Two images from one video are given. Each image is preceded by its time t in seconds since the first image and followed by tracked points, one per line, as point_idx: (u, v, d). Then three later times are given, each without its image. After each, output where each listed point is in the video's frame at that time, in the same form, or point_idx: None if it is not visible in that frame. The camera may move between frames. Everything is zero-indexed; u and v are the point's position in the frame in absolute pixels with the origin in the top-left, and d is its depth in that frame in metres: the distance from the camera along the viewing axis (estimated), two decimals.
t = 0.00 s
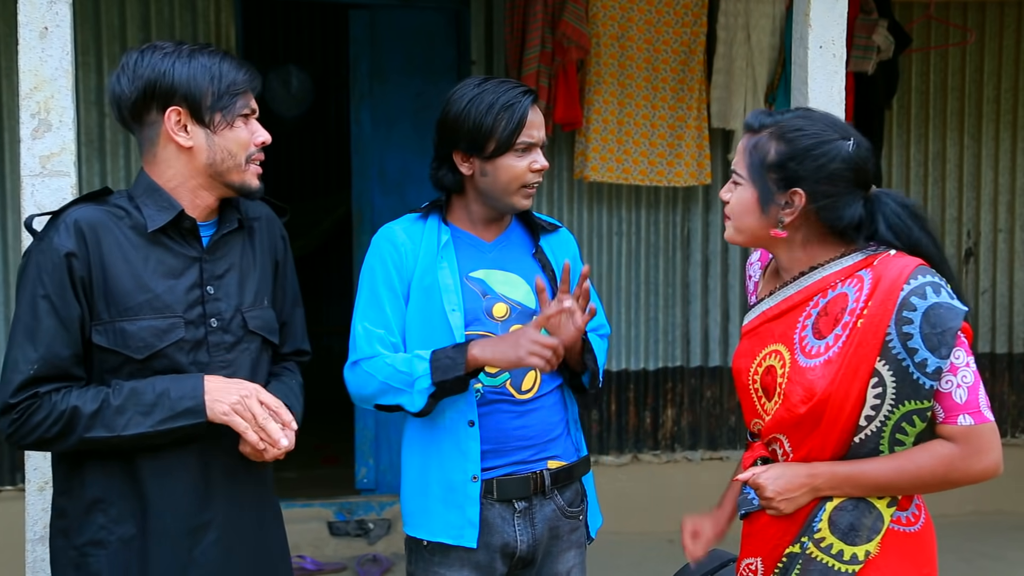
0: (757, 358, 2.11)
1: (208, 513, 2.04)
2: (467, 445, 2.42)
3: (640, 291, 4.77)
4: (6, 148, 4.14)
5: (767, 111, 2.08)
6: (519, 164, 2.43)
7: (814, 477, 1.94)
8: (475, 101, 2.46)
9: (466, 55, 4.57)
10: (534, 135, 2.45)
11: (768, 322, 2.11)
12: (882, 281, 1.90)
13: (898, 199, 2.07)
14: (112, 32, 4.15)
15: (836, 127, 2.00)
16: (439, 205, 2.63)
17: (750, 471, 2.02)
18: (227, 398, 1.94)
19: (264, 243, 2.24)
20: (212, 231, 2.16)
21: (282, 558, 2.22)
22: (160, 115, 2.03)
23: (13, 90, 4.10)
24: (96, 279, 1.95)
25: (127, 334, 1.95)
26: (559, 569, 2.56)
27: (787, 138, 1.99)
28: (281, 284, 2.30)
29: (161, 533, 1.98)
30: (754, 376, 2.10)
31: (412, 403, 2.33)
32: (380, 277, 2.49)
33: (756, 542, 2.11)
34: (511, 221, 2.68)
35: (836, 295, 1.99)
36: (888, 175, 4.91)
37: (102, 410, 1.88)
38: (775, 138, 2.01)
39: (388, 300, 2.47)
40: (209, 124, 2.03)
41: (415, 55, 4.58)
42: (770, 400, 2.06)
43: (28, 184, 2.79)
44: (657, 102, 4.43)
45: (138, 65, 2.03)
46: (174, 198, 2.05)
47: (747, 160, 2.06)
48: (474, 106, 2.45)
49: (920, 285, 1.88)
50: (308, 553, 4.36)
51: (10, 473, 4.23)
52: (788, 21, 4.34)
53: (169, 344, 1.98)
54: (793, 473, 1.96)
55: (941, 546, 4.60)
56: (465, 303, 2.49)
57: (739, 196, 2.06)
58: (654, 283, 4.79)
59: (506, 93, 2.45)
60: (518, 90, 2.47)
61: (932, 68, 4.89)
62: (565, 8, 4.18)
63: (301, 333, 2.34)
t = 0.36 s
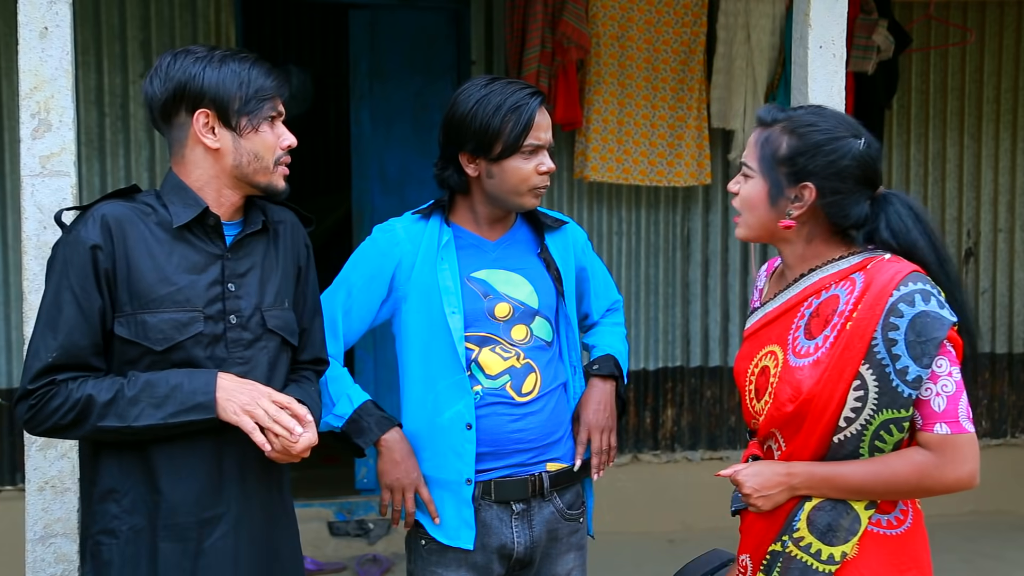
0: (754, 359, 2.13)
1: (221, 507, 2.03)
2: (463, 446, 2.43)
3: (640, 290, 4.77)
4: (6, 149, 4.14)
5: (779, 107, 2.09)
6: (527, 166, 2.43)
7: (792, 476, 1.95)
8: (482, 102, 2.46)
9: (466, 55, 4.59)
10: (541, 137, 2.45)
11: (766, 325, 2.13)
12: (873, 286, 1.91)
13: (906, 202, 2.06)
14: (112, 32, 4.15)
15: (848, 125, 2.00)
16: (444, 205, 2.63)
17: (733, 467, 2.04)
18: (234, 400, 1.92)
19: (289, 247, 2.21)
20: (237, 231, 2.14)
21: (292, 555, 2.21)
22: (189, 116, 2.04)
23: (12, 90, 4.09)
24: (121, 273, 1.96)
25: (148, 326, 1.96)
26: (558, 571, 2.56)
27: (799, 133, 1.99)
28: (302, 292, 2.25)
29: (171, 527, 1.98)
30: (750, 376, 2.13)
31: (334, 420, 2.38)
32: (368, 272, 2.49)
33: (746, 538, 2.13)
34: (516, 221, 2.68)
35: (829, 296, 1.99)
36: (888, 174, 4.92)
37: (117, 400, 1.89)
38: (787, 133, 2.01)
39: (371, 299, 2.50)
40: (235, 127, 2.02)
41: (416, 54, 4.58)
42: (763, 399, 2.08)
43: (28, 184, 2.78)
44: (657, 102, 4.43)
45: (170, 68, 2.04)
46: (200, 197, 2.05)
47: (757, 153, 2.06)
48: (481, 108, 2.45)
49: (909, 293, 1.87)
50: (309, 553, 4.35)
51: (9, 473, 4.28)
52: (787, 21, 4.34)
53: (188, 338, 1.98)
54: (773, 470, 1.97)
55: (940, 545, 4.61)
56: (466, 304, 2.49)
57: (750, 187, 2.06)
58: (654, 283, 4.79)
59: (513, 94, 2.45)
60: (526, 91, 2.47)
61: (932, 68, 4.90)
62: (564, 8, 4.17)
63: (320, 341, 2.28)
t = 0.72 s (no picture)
0: (763, 355, 2.12)
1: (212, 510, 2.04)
2: (449, 447, 2.44)
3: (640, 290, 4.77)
4: (6, 149, 4.14)
5: (807, 101, 2.09)
6: (525, 167, 2.44)
7: (801, 477, 1.95)
8: (482, 101, 2.46)
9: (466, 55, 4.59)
10: (541, 138, 2.44)
11: (775, 323, 2.12)
12: (888, 286, 1.90)
13: (926, 203, 2.07)
14: (112, 32, 4.15)
15: (875, 124, 2.01)
16: (442, 204, 2.62)
17: (740, 470, 2.03)
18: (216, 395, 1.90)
19: (276, 250, 2.21)
20: (228, 233, 2.14)
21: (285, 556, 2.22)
22: (180, 118, 2.04)
23: (12, 90, 4.10)
24: (110, 275, 1.96)
25: (139, 326, 1.96)
26: (555, 573, 2.55)
27: (829, 128, 2.00)
28: (290, 299, 2.26)
29: (163, 529, 1.98)
30: (759, 373, 2.12)
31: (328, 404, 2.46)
32: (361, 259, 2.50)
33: (750, 539, 2.14)
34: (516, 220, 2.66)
35: (843, 295, 1.99)
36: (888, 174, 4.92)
37: (94, 402, 1.88)
38: (817, 127, 2.01)
39: (360, 288, 2.51)
40: (223, 132, 2.02)
41: (415, 54, 4.58)
42: (771, 398, 2.07)
43: (28, 184, 2.79)
44: (657, 102, 4.43)
45: (168, 68, 2.05)
46: (191, 199, 2.06)
47: (787, 144, 2.05)
48: (481, 107, 2.46)
49: (926, 293, 1.88)
50: (309, 553, 4.35)
51: (10, 473, 4.25)
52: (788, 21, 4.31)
53: (180, 338, 1.99)
54: (782, 471, 1.97)
55: (940, 545, 4.61)
56: (461, 304, 2.49)
57: (774, 180, 2.06)
58: (654, 282, 4.79)
59: (514, 93, 2.45)
60: (527, 91, 2.47)
61: (933, 68, 4.89)
62: (564, 8, 4.17)
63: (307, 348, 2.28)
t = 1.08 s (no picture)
0: (770, 360, 2.08)
1: (211, 515, 2.04)
2: (455, 442, 2.45)
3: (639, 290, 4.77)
4: (6, 148, 4.14)
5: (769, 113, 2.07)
6: (521, 168, 2.43)
7: (822, 476, 1.95)
8: (481, 100, 2.47)
9: (466, 56, 4.59)
10: (537, 139, 2.44)
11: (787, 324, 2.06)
12: (885, 279, 1.92)
13: (904, 198, 2.06)
14: (112, 32, 4.15)
15: (838, 128, 2.00)
16: (444, 204, 2.62)
17: (760, 475, 2.02)
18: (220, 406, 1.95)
19: (260, 250, 2.21)
20: (211, 234, 2.16)
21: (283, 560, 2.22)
22: (164, 120, 2.04)
23: (12, 90, 4.10)
24: (95, 280, 1.96)
25: (126, 332, 1.96)
26: (554, 573, 2.54)
27: (788, 140, 1.99)
28: (278, 293, 2.26)
29: (159, 532, 1.98)
30: (768, 377, 2.08)
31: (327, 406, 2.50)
32: (359, 260, 2.51)
33: (772, 540, 2.13)
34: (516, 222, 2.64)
35: (842, 293, 1.99)
36: (888, 174, 4.92)
37: (91, 412, 1.89)
38: (777, 140, 2.01)
39: (360, 288, 2.52)
40: (210, 135, 2.02)
41: (415, 54, 4.58)
42: (786, 401, 2.05)
43: (28, 184, 2.79)
44: (657, 102, 4.43)
45: (151, 67, 2.04)
46: (171, 201, 2.06)
47: (748, 161, 2.05)
48: (479, 106, 2.46)
49: (923, 281, 1.88)
50: (309, 553, 4.35)
51: (10, 473, 4.24)
52: (788, 21, 4.34)
53: (168, 342, 1.99)
54: (802, 473, 1.97)
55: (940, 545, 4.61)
56: (460, 305, 2.50)
57: (744, 198, 2.06)
58: (654, 282, 4.79)
59: (513, 93, 2.46)
60: (526, 92, 2.47)
61: (933, 68, 4.90)
62: (565, 8, 4.17)
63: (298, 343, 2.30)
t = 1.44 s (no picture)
0: (772, 353, 2.10)
1: (217, 519, 2.04)
2: (458, 444, 2.45)
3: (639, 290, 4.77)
4: (6, 148, 4.14)
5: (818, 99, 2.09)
6: (520, 168, 2.43)
7: (806, 473, 1.96)
8: (480, 100, 2.47)
9: (466, 55, 4.59)
10: (537, 139, 2.44)
11: (788, 319, 2.09)
12: (899, 284, 1.91)
13: (938, 201, 2.06)
14: (112, 32, 4.15)
15: (887, 120, 2.03)
16: (442, 204, 2.61)
17: (745, 463, 2.04)
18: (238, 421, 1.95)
19: (255, 247, 2.22)
20: (203, 235, 2.15)
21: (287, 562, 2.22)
22: (153, 124, 2.03)
23: (12, 90, 4.10)
24: (91, 287, 1.95)
25: (126, 338, 1.95)
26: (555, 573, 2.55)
27: (840, 123, 2.01)
28: (273, 292, 2.26)
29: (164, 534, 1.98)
30: (767, 371, 2.10)
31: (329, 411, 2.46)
32: (359, 262, 2.51)
33: (755, 537, 2.13)
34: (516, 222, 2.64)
35: (853, 293, 1.99)
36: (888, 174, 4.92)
37: (114, 432, 1.88)
38: (829, 122, 2.02)
39: (360, 288, 2.52)
40: (202, 135, 2.03)
41: (415, 55, 4.58)
42: (781, 395, 2.06)
43: (28, 184, 2.78)
44: (657, 102, 4.43)
45: (133, 71, 2.02)
46: (162, 205, 2.06)
47: (797, 142, 2.06)
48: (479, 106, 2.46)
49: (937, 292, 1.88)
50: (309, 553, 4.35)
51: (10, 474, 4.25)
52: (788, 21, 4.32)
53: (168, 346, 1.99)
54: (786, 467, 1.98)
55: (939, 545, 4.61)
56: (460, 305, 2.49)
57: (786, 177, 2.06)
58: (654, 282, 4.79)
59: (512, 93, 2.45)
60: (525, 91, 2.46)
61: (933, 68, 4.90)
62: (565, 8, 4.17)
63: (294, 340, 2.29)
